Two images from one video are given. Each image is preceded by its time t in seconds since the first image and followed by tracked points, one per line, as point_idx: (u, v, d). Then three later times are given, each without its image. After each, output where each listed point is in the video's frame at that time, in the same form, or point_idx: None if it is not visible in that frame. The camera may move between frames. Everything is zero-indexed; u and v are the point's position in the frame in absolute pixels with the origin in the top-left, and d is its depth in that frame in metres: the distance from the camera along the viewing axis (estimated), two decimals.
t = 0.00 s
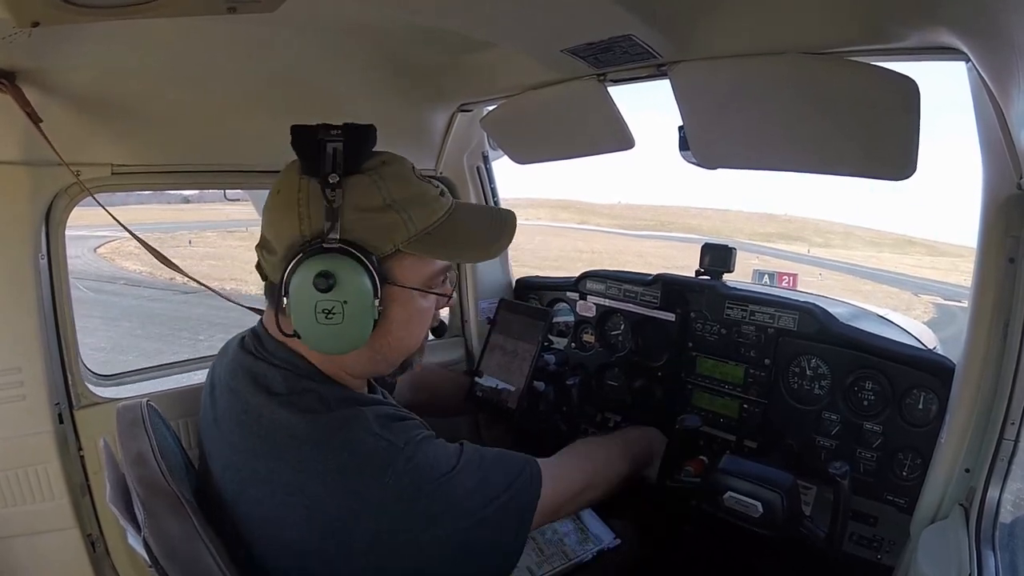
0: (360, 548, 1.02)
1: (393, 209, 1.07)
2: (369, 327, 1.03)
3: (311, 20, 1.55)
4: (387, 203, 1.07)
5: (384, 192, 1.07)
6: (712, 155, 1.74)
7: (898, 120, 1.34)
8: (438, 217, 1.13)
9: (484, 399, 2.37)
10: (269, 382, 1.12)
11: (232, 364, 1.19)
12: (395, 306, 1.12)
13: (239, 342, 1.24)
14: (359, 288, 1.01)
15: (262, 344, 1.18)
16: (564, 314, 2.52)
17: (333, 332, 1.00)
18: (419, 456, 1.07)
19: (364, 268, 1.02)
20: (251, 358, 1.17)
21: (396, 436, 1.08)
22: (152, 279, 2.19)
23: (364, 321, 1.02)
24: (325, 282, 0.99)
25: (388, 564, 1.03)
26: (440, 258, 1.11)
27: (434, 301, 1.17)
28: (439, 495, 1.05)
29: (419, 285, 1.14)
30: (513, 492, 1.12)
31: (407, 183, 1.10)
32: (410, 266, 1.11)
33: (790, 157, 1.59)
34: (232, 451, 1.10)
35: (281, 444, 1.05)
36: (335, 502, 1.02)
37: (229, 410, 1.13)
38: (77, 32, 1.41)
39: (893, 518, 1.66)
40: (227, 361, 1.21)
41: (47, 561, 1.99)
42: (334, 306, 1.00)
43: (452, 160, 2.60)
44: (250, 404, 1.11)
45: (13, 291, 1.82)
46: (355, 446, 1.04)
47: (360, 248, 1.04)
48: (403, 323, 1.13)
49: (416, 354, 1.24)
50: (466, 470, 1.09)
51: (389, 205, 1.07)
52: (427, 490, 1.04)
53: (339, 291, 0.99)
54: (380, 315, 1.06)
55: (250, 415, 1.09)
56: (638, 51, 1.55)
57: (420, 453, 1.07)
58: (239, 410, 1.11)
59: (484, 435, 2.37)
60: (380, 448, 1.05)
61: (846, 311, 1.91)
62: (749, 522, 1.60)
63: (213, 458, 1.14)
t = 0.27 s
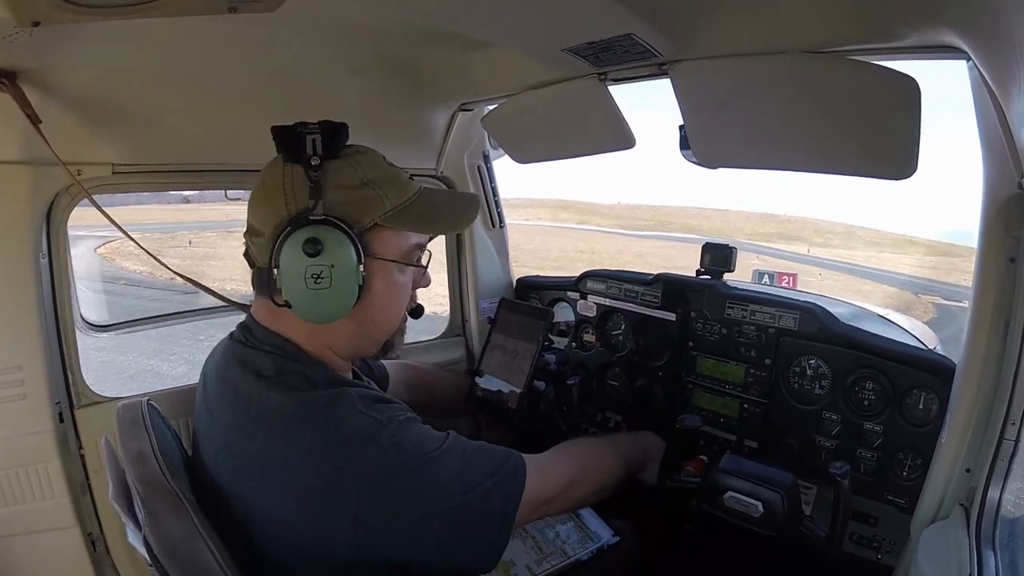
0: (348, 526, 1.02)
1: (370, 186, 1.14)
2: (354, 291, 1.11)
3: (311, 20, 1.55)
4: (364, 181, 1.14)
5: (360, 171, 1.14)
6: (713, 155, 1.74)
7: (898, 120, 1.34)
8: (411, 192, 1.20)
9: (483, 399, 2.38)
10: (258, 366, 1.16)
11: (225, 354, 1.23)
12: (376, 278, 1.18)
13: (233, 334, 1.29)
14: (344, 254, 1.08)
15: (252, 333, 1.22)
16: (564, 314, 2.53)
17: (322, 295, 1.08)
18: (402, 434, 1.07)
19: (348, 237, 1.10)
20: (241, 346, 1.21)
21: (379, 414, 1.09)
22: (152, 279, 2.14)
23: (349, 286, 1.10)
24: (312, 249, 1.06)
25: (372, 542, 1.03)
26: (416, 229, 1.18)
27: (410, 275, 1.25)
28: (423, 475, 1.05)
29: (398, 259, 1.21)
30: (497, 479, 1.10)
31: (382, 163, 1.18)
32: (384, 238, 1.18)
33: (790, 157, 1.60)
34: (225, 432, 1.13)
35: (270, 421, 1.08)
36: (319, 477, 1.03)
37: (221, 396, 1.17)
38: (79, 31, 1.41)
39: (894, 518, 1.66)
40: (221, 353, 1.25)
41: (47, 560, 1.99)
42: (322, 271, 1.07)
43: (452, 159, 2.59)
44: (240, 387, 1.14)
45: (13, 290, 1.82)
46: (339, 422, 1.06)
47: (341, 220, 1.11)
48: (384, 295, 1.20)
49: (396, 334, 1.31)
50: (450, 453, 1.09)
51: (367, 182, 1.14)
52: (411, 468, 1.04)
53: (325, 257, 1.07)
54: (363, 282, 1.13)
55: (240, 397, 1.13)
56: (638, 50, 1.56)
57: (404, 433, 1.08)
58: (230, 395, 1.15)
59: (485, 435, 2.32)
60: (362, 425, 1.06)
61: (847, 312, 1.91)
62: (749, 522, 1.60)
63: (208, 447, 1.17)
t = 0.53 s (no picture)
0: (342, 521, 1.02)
1: (358, 173, 1.18)
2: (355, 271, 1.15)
3: (310, 20, 1.55)
4: (352, 169, 1.18)
5: (347, 161, 1.18)
6: (712, 155, 1.74)
7: (898, 120, 1.33)
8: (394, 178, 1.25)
9: (483, 398, 2.36)
10: (252, 363, 1.16)
11: (219, 353, 1.23)
12: (368, 262, 1.22)
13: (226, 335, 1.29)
14: (346, 234, 1.13)
15: (244, 331, 1.22)
16: (564, 314, 2.52)
17: (327, 274, 1.11)
18: (395, 427, 1.08)
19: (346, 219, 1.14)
20: (234, 345, 1.21)
21: (372, 407, 1.10)
22: (152, 279, 2.14)
23: (351, 264, 1.14)
24: (316, 230, 1.10)
25: (368, 537, 1.03)
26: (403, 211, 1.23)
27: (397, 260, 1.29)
28: (418, 468, 1.04)
29: (386, 242, 1.25)
30: (492, 474, 1.11)
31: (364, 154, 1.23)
32: (374, 223, 1.22)
33: (790, 158, 1.59)
34: (220, 431, 1.13)
35: (264, 416, 1.09)
36: (314, 471, 1.03)
37: (215, 395, 1.17)
38: (77, 31, 1.41)
39: (894, 519, 1.66)
40: (215, 353, 1.25)
41: (47, 560, 1.99)
42: (327, 250, 1.10)
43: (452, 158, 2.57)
44: (234, 384, 1.14)
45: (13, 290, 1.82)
46: (333, 415, 1.07)
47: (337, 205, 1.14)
48: (375, 280, 1.24)
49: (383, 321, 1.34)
50: (445, 447, 1.09)
51: (356, 169, 1.18)
52: (405, 461, 1.04)
53: (329, 237, 1.10)
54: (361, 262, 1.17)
55: (235, 394, 1.13)
56: (638, 50, 1.55)
57: (398, 425, 1.08)
58: (224, 393, 1.15)
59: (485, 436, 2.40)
60: (356, 418, 1.07)
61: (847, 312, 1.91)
62: (750, 522, 1.60)
63: (204, 446, 1.17)
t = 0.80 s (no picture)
0: (339, 521, 1.02)
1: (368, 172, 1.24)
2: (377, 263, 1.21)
3: (312, 20, 1.55)
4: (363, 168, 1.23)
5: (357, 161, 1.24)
6: (713, 156, 1.74)
7: (899, 121, 1.34)
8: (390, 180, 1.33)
9: (483, 399, 2.35)
10: (250, 363, 1.16)
11: (218, 352, 1.23)
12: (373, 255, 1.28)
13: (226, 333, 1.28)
14: (373, 228, 1.19)
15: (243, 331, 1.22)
16: (565, 314, 2.52)
17: (360, 265, 1.17)
18: (391, 427, 1.07)
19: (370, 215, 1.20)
20: (233, 344, 1.21)
21: (368, 408, 1.09)
22: (151, 279, 2.16)
23: (376, 258, 1.20)
24: (351, 223, 1.14)
25: (364, 538, 1.03)
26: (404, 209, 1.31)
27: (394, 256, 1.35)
28: (414, 470, 1.04)
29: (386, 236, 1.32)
30: (490, 479, 1.11)
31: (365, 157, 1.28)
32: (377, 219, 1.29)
33: (790, 158, 1.60)
34: (219, 430, 1.13)
35: (262, 416, 1.08)
36: (310, 472, 1.03)
37: (214, 394, 1.17)
38: (77, 31, 1.41)
39: (894, 520, 1.66)
40: (215, 352, 1.25)
41: (47, 560, 1.99)
42: (360, 243, 1.15)
43: (452, 160, 2.59)
44: (232, 383, 1.14)
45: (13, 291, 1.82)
46: (330, 415, 1.06)
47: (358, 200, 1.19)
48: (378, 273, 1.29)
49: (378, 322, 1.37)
50: (442, 448, 1.09)
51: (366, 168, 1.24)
52: (401, 463, 1.04)
53: (360, 230, 1.16)
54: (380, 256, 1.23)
55: (233, 394, 1.13)
56: (639, 51, 1.56)
57: (396, 427, 1.07)
58: (223, 392, 1.15)
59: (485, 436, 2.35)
60: (352, 418, 1.06)
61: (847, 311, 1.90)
62: (749, 523, 1.60)
63: (205, 445, 1.17)
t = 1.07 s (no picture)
0: (334, 517, 1.02)
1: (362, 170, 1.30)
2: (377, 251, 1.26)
3: (311, 19, 1.55)
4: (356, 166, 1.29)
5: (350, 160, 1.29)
6: (713, 154, 1.74)
7: (898, 119, 1.33)
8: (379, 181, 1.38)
9: (483, 398, 2.35)
10: (249, 358, 1.16)
11: (218, 347, 1.23)
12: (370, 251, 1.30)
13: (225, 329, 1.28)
14: (373, 216, 1.25)
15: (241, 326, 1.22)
16: (564, 313, 2.52)
17: (365, 250, 1.22)
18: (389, 425, 1.07)
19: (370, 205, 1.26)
20: (232, 340, 1.21)
21: (367, 405, 1.09)
22: (151, 279, 2.16)
23: (376, 245, 1.25)
24: (355, 209, 1.20)
25: (360, 532, 1.03)
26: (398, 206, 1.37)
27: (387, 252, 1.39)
28: (411, 464, 1.05)
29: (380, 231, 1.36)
30: (488, 475, 1.11)
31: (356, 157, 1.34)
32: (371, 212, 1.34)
33: (789, 157, 1.60)
34: (218, 425, 1.14)
35: (260, 411, 1.08)
36: (307, 465, 1.03)
37: (213, 390, 1.17)
38: (76, 31, 1.42)
39: (893, 517, 1.66)
40: (214, 347, 1.25)
41: (47, 559, 1.99)
42: (364, 229, 1.21)
43: (452, 159, 2.60)
44: (232, 379, 1.14)
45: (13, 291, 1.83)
46: (328, 411, 1.06)
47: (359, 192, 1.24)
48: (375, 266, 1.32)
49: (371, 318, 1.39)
50: (438, 443, 1.09)
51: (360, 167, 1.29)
52: (398, 457, 1.05)
53: (363, 217, 1.21)
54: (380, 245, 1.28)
55: (232, 389, 1.13)
56: (638, 50, 1.56)
57: (391, 419, 1.08)
58: (222, 388, 1.15)
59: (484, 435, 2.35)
60: (350, 415, 1.06)
61: (846, 310, 1.91)
62: (749, 521, 1.60)
63: (204, 441, 1.17)
